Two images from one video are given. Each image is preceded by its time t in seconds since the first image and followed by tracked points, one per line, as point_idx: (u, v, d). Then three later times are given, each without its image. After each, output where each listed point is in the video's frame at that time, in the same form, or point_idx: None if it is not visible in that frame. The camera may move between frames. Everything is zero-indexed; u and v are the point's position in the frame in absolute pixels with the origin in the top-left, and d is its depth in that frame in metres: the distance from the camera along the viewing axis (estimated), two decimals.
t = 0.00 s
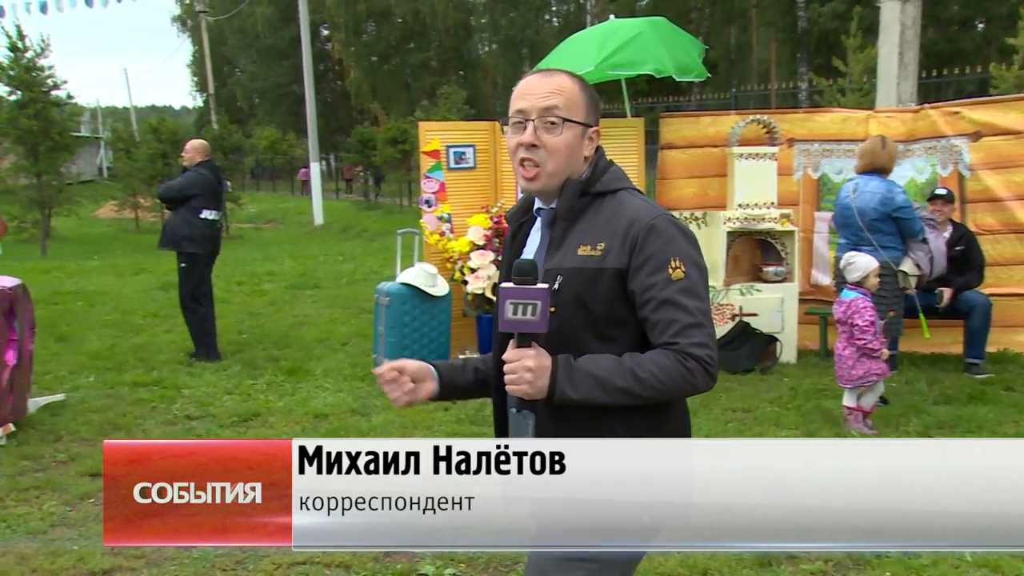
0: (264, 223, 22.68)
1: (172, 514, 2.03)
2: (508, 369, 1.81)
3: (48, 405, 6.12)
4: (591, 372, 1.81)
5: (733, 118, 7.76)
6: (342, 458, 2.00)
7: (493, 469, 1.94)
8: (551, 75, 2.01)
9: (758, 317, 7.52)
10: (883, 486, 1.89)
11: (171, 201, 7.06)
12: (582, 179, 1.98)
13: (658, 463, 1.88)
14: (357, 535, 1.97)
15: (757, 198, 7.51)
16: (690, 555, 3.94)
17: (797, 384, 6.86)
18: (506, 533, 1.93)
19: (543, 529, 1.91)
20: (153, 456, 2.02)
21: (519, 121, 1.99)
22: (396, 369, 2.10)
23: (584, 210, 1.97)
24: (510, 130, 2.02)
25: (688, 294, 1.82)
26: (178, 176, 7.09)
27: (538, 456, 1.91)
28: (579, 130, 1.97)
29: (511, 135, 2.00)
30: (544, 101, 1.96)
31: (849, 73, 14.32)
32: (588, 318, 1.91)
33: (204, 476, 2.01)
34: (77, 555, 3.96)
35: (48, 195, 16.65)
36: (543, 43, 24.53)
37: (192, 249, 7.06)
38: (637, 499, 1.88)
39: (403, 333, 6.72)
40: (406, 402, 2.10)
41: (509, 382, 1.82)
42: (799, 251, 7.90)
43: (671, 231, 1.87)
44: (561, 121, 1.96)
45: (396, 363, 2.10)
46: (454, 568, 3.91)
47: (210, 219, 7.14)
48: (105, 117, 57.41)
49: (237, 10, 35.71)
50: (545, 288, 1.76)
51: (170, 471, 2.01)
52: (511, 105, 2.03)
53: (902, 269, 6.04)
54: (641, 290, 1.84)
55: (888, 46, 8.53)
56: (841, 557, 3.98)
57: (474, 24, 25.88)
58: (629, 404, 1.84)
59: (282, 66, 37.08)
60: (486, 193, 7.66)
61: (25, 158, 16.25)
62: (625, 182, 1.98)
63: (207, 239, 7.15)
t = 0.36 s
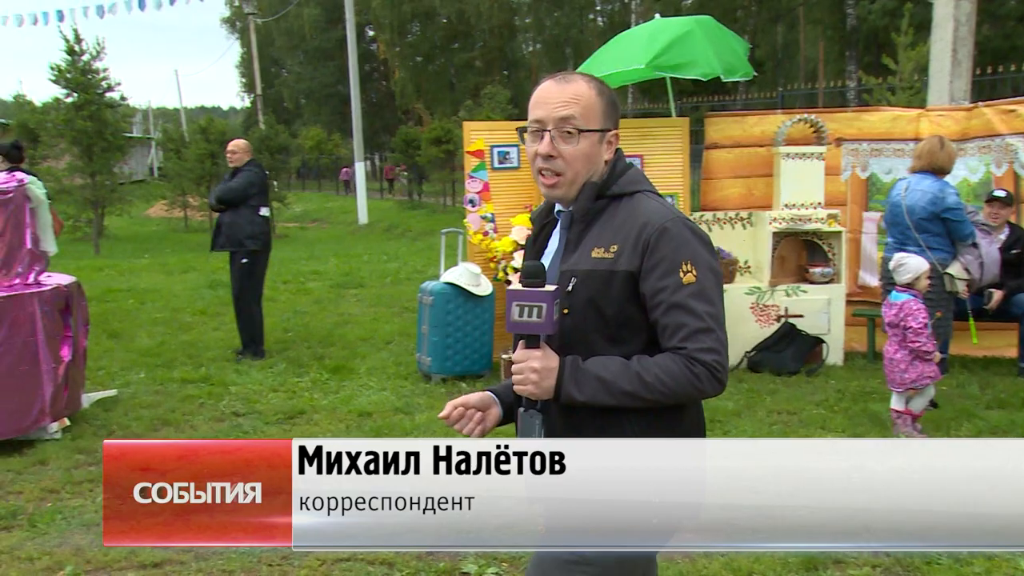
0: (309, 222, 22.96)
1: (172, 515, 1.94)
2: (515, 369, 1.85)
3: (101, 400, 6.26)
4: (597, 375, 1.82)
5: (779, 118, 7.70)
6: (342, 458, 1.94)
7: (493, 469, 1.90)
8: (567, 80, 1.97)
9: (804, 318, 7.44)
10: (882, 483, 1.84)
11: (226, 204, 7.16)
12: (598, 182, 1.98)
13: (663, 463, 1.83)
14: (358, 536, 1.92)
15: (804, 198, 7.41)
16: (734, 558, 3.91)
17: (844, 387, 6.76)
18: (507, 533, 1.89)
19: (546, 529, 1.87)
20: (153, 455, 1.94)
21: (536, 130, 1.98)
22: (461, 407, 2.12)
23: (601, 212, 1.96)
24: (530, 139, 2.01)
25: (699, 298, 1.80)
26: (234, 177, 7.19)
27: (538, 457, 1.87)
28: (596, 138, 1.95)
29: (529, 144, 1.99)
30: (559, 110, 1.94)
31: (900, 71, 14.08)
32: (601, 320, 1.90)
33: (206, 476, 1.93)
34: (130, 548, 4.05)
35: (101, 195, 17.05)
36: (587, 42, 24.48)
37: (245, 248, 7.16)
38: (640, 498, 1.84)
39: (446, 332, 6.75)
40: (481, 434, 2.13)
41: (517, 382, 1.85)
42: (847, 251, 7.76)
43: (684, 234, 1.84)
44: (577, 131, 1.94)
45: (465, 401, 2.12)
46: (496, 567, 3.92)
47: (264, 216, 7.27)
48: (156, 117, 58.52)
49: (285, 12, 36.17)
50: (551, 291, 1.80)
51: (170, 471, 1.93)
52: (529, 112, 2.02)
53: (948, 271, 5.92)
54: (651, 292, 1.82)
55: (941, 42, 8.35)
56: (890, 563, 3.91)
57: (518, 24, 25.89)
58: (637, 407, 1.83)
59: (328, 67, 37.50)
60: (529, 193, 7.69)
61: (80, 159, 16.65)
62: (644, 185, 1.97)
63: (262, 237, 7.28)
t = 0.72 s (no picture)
0: (358, 222, 23.20)
1: (171, 514, 2.03)
2: (498, 374, 1.92)
3: (156, 395, 6.41)
4: (581, 386, 1.87)
5: (831, 117, 7.62)
6: (342, 458, 2.01)
7: (493, 469, 1.97)
8: (583, 84, 2.01)
9: (855, 320, 7.31)
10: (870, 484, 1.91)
11: (285, 204, 7.25)
12: (600, 190, 2.00)
13: (661, 463, 1.89)
14: (358, 535, 1.98)
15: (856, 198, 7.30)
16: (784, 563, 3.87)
17: (896, 390, 6.63)
18: (507, 532, 1.95)
19: (546, 528, 1.93)
20: (153, 456, 2.02)
21: (546, 129, 2.02)
22: (463, 402, 2.15)
23: (599, 220, 1.99)
24: (540, 136, 2.04)
25: (685, 317, 1.81)
26: (295, 178, 7.29)
27: (538, 456, 1.93)
28: (603, 143, 1.98)
29: (538, 142, 2.03)
30: (569, 111, 1.98)
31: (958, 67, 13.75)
32: (590, 329, 1.93)
33: (205, 476, 2.01)
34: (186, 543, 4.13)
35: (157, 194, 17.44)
36: (636, 42, 24.31)
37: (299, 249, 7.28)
38: (639, 498, 1.89)
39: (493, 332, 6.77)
40: (483, 428, 2.16)
41: (500, 387, 1.93)
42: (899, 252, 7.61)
43: (675, 251, 1.84)
44: (584, 134, 1.97)
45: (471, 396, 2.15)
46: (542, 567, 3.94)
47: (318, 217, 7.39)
48: (210, 118, 59.56)
49: (336, 13, 36.51)
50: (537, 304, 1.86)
51: (171, 471, 2.02)
52: (543, 110, 2.05)
53: (1010, 269, 5.74)
54: (639, 308, 1.84)
55: (1003, 38, 8.13)
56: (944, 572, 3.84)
57: (567, 23, 25.82)
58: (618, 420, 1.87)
59: (378, 68, 37.80)
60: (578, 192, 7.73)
61: (137, 159, 17.04)
62: (646, 196, 1.97)
63: (315, 236, 7.37)
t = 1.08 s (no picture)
0: (403, 220, 23.38)
1: (171, 513, 2.11)
2: (479, 370, 2.00)
3: (205, 391, 6.54)
4: (560, 384, 1.93)
5: (882, 115, 7.46)
6: (342, 458, 2.07)
7: (493, 469, 2.01)
8: (564, 80, 2.04)
9: (905, 322, 7.19)
10: (873, 488, 1.98)
11: (342, 205, 7.35)
12: (583, 188, 2.05)
13: (659, 462, 1.95)
14: (359, 534, 2.03)
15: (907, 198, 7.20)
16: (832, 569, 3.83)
17: (948, 393, 6.50)
18: (506, 532, 2.00)
19: (544, 526, 1.97)
20: (153, 457, 2.11)
21: (528, 126, 2.05)
22: (449, 399, 2.21)
23: (582, 219, 2.05)
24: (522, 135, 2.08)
25: (665, 318, 1.86)
26: (358, 181, 7.44)
27: (538, 456, 1.97)
28: (584, 140, 2.02)
29: (520, 140, 2.07)
30: (549, 110, 2.01)
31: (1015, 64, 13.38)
32: (572, 328, 1.99)
33: (206, 477, 2.09)
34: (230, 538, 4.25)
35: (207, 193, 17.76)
36: (681, 40, 24.11)
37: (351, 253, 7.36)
38: (639, 498, 1.95)
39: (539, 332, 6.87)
40: (469, 422, 2.24)
41: (480, 381, 2.00)
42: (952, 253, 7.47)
43: (656, 252, 1.89)
44: (564, 132, 2.01)
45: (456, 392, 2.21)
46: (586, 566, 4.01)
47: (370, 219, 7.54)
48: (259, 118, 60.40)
49: (381, 13, 36.71)
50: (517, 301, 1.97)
51: (170, 472, 2.09)
52: (525, 108, 2.09)
53: None
54: (620, 308, 1.89)
55: None
56: None
57: (612, 23, 25.73)
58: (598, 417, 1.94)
59: (423, 67, 37.96)
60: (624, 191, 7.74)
61: (187, 158, 17.36)
62: (628, 195, 2.02)
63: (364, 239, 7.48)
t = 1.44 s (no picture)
0: (443, 218, 23.48)
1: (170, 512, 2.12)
2: (486, 358, 1.95)
3: (247, 386, 6.64)
4: (568, 373, 1.92)
5: (930, 111, 7.33)
6: (342, 458, 2.09)
7: (494, 469, 2.03)
8: (562, 73, 2.04)
9: (952, 322, 7.05)
10: (880, 488, 1.99)
11: (391, 210, 7.35)
12: (590, 181, 2.05)
13: (660, 462, 1.97)
14: (358, 533, 2.07)
15: (954, 195, 7.05)
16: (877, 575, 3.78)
17: (997, 395, 6.35)
18: (505, 531, 2.03)
19: (543, 527, 2.01)
20: (154, 455, 2.12)
21: (529, 122, 2.05)
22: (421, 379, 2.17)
23: (590, 212, 2.05)
24: (523, 130, 2.08)
25: (676, 309, 1.88)
26: (404, 182, 7.47)
27: (538, 456, 2.00)
28: (587, 132, 2.02)
29: (521, 136, 2.07)
30: (550, 104, 2.01)
31: None
32: (583, 319, 1.99)
33: (206, 477, 2.10)
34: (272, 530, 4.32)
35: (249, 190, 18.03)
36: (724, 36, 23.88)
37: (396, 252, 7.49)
38: (637, 498, 1.98)
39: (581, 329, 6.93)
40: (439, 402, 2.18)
41: (486, 370, 1.94)
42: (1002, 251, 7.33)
43: (669, 244, 1.91)
44: (567, 125, 2.01)
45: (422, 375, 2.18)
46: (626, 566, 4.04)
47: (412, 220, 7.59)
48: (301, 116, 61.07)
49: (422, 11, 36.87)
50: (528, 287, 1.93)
51: (170, 472, 2.11)
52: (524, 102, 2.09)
53: None
54: (632, 299, 1.91)
55: None
56: None
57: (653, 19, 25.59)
58: (606, 407, 1.93)
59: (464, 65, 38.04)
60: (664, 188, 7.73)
61: (231, 156, 17.62)
62: (635, 187, 2.04)
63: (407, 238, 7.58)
